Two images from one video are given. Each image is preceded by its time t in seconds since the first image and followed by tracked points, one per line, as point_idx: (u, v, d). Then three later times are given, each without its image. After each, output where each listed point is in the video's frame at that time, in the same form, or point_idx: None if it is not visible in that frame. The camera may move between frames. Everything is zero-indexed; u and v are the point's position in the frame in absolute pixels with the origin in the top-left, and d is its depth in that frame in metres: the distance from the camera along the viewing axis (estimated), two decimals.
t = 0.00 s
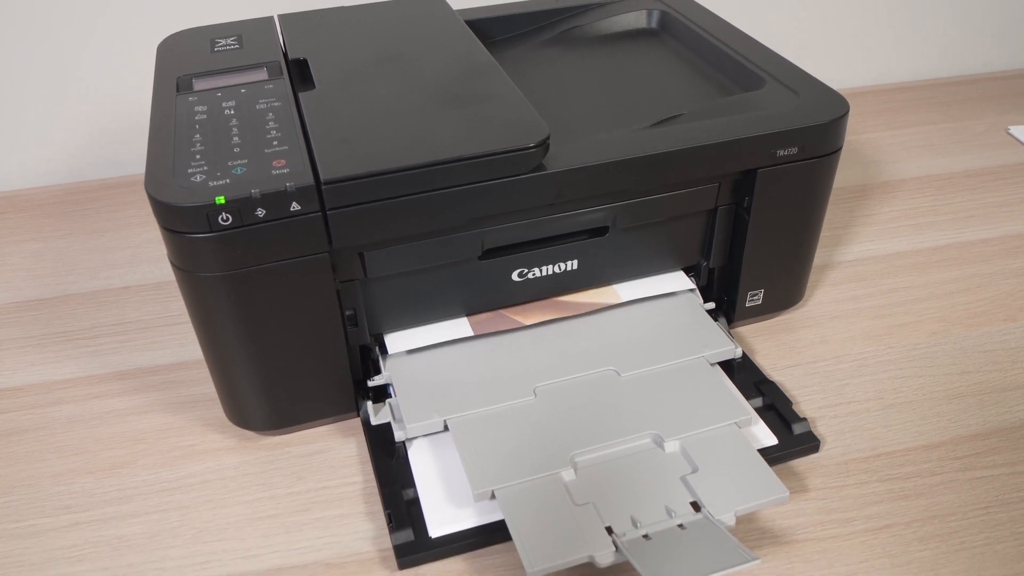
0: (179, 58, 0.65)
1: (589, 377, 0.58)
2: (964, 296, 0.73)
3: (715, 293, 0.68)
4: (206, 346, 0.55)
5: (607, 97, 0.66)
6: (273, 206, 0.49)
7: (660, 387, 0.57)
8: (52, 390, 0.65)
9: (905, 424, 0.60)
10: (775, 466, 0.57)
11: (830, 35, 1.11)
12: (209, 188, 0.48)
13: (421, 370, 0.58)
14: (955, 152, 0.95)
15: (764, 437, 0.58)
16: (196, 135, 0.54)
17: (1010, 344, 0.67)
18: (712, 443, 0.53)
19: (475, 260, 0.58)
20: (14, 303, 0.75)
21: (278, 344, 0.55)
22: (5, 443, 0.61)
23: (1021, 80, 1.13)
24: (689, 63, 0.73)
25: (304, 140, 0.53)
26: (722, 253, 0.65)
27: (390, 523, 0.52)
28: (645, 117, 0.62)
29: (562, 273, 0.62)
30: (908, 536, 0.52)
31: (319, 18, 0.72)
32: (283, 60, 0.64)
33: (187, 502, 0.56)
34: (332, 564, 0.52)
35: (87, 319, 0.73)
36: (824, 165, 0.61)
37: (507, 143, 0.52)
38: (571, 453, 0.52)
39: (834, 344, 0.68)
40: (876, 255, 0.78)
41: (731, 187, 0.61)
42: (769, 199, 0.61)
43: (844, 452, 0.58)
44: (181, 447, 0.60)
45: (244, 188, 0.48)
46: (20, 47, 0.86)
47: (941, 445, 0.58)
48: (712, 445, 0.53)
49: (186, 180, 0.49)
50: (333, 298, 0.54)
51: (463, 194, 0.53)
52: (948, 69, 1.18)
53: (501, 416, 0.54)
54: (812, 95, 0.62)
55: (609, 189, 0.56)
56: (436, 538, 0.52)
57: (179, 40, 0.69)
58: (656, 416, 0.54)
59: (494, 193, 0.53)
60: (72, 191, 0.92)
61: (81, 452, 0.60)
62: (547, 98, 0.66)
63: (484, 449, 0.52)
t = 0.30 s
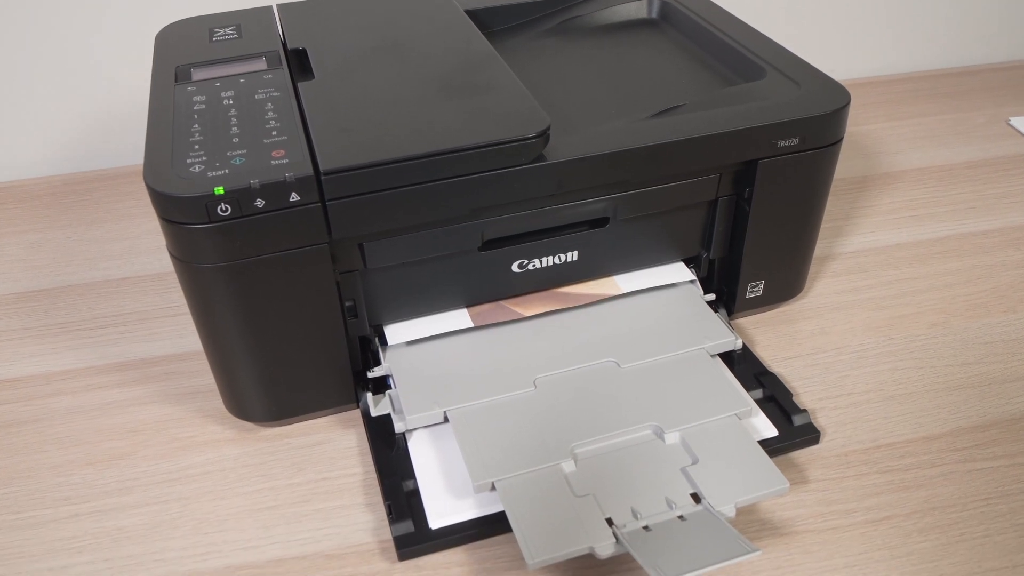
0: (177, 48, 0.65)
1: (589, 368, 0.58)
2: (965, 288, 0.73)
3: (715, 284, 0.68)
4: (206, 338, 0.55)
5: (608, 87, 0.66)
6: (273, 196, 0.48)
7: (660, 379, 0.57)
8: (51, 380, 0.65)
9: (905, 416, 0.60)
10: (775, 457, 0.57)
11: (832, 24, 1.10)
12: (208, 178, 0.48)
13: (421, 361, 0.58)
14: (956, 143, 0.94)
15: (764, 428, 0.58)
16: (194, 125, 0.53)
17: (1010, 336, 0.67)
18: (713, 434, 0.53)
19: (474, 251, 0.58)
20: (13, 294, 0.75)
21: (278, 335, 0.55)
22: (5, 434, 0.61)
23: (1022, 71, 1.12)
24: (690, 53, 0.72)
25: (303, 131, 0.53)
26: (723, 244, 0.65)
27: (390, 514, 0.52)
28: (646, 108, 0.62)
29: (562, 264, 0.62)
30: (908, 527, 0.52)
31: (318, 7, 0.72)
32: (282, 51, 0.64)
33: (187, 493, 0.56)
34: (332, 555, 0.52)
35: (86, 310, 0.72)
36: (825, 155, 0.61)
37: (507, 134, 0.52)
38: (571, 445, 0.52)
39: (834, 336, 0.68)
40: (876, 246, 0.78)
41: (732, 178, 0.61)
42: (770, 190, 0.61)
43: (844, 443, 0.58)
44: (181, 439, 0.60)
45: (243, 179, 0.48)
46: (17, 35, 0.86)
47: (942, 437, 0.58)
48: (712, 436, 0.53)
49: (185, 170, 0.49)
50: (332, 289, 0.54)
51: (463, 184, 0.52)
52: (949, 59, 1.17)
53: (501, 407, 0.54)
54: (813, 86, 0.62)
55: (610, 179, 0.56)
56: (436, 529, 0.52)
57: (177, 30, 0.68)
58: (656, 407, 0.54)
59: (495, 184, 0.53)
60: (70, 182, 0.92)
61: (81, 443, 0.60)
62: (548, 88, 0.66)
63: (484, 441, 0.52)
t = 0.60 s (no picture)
0: (175, 40, 0.65)
1: (588, 361, 0.58)
2: (964, 280, 0.73)
3: (715, 277, 0.68)
4: (204, 330, 0.55)
5: (607, 79, 0.66)
6: (271, 189, 0.48)
7: (659, 371, 0.57)
8: (50, 373, 0.65)
9: (904, 408, 0.60)
10: (774, 449, 0.57)
11: (832, 16, 1.09)
12: (207, 170, 0.48)
13: (420, 354, 0.58)
14: (955, 136, 0.94)
15: (763, 421, 0.58)
16: (192, 118, 0.53)
17: (1008, 328, 0.67)
18: (712, 426, 0.53)
19: (473, 244, 0.58)
20: (11, 287, 0.75)
21: (277, 327, 0.55)
22: (3, 426, 0.61)
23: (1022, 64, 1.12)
24: (689, 45, 0.72)
25: (302, 123, 0.53)
26: (722, 236, 0.65)
27: (390, 506, 0.52)
28: (645, 100, 0.62)
29: (561, 257, 0.62)
30: (906, 519, 0.52)
31: None
32: (280, 43, 0.63)
33: (186, 485, 0.56)
34: (331, 547, 0.52)
35: (84, 303, 0.72)
36: (824, 148, 0.61)
37: (506, 126, 0.52)
38: (570, 437, 0.52)
39: (833, 328, 0.68)
40: (875, 239, 0.78)
41: (731, 171, 0.61)
42: (769, 183, 0.61)
43: (842, 436, 0.58)
44: (180, 431, 0.60)
45: (241, 171, 0.48)
46: (15, 27, 0.85)
47: (940, 429, 0.58)
48: (711, 429, 0.53)
49: (183, 162, 0.49)
50: (331, 281, 0.54)
51: (462, 176, 0.52)
52: (948, 52, 1.17)
53: (500, 400, 0.54)
54: (813, 78, 0.62)
55: (609, 171, 0.56)
56: (436, 521, 0.52)
57: (174, 22, 0.68)
58: (656, 399, 0.54)
59: (494, 176, 0.53)
60: (67, 175, 0.92)
61: (80, 436, 0.60)
62: (547, 81, 0.66)
63: (483, 433, 0.52)
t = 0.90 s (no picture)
0: (175, 37, 0.65)
1: (588, 359, 0.58)
2: (963, 279, 0.73)
3: (715, 275, 0.68)
4: (204, 328, 0.55)
5: (607, 77, 0.66)
6: (271, 186, 0.48)
7: (658, 369, 0.57)
8: (49, 371, 0.65)
9: (904, 407, 0.60)
10: (773, 448, 0.57)
11: (833, 14, 1.09)
12: (207, 168, 0.48)
13: (419, 352, 0.58)
14: (955, 134, 0.94)
15: (762, 419, 0.58)
16: (192, 115, 0.53)
17: (1008, 326, 0.67)
18: (711, 424, 0.53)
19: (472, 241, 0.58)
20: (11, 284, 0.75)
21: (276, 325, 0.55)
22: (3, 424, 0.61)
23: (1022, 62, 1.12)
24: (689, 43, 0.72)
25: (301, 121, 0.53)
26: (721, 234, 0.65)
27: (389, 504, 0.52)
28: (645, 98, 0.62)
29: (561, 255, 0.62)
30: (906, 518, 0.52)
31: None
32: (280, 40, 0.63)
33: (186, 483, 0.56)
34: (330, 545, 0.52)
35: (84, 301, 0.72)
36: (824, 146, 0.61)
37: (506, 123, 0.52)
38: (570, 435, 0.52)
39: (833, 327, 0.68)
40: (875, 237, 0.78)
41: (731, 168, 0.61)
42: (769, 181, 0.61)
43: (842, 434, 0.58)
44: (180, 429, 0.60)
45: (241, 168, 0.48)
46: (14, 24, 0.85)
47: (940, 428, 0.58)
48: (711, 427, 0.53)
49: (183, 160, 0.48)
50: (331, 279, 0.54)
51: (462, 174, 0.52)
52: (948, 50, 1.17)
53: (500, 397, 0.54)
54: (813, 76, 0.62)
55: (609, 169, 0.56)
56: (436, 518, 0.52)
57: (174, 20, 0.68)
58: (655, 397, 0.54)
59: (494, 174, 0.53)
60: (67, 173, 0.92)
61: (80, 434, 0.60)
62: (547, 78, 0.66)
63: (482, 431, 0.52)
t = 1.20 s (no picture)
0: (181, 58, 0.65)
1: (589, 377, 0.58)
2: (962, 297, 0.73)
3: (715, 294, 0.69)
4: (208, 345, 0.55)
5: (608, 97, 0.67)
6: (276, 204, 0.49)
7: (660, 387, 0.57)
8: (53, 388, 0.65)
9: (904, 425, 0.60)
10: (773, 466, 0.57)
11: (832, 36, 1.10)
12: (213, 186, 0.48)
13: (421, 369, 0.58)
14: (953, 154, 0.95)
15: (763, 436, 0.58)
16: (198, 134, 0.54)
17: (1008, 345, 0.68)
18: (712, 442, 0.53)
19: (475, 260, 0.59)
20: (15, 302, 0.75)
21: (279, 342, 0.55)
22: (6, 441, 0.61)
23: (1019, 83, 1.13)
24: (689, 64, 0.73)
25: (306, 140, 0.53)
26: (721, 253, 0.66)
27: (391, 522, 0.52)
28: (645, 118, 0.63)
29: (562, 273, 0.62)
30: (906, 535, 0.52)
31: (320, 18, 0.72)
32: (285, 60, 0.64)
33: (188, 500, 0.56)
34: (332, 562, 0.52)
35: (87, 318, 0.73)
36: (822, 165, 0.62)
37: (508, 143, 0.52)
38: (571, 453, 0.52)
39: (833, 345, 0.68)
40: (874, 256, 0.79)
41: (731, 188, 0.62)
42: (769, 200, 0.62)
43: (842, 452, 0.58)
44: (182, 446, 0.60)
45: (247, 187, 0.48)
46: (14, 25, 0.85)
47: (940, 446, 0.58)
48: (712, 445, 0.53)
49: (190, 178, 0.49)
50: (335, 296, 0.54)
51: (465, 193, 0.53)
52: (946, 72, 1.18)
53: (501, 415, 0.55)
54: (811, 97, 0.63)
55: (610, 188, 0.57)
56: (437, 536, 0.52)
57: (180, 40, 0.69)
58: (656, 415, 0.55)
59: (497, 192, 0.54)
60: (71, 191, 0.92)
61: (82, 451, 0.60)
62: (548, 99, 0.67)
63: (484, 448, 0.52)
